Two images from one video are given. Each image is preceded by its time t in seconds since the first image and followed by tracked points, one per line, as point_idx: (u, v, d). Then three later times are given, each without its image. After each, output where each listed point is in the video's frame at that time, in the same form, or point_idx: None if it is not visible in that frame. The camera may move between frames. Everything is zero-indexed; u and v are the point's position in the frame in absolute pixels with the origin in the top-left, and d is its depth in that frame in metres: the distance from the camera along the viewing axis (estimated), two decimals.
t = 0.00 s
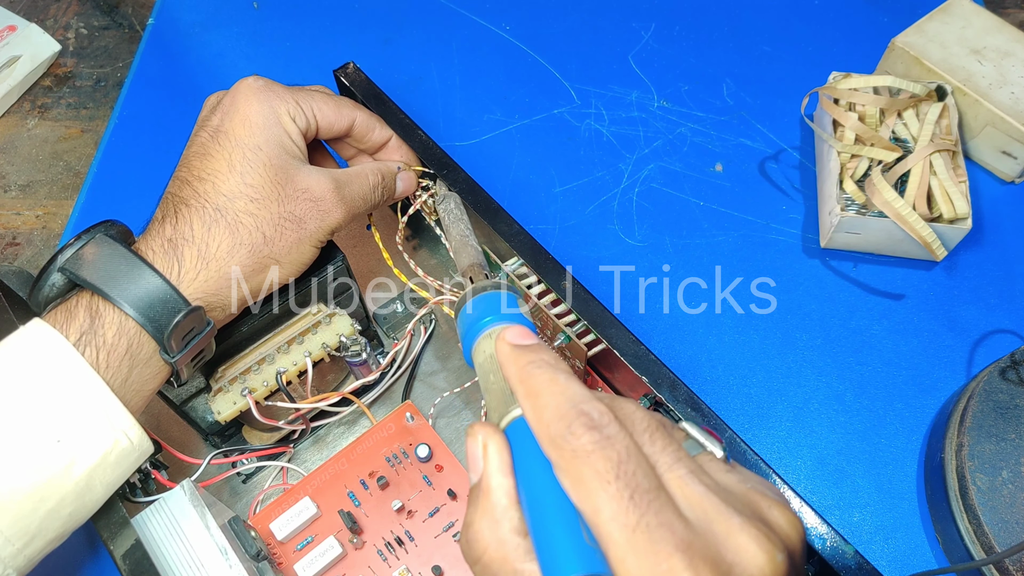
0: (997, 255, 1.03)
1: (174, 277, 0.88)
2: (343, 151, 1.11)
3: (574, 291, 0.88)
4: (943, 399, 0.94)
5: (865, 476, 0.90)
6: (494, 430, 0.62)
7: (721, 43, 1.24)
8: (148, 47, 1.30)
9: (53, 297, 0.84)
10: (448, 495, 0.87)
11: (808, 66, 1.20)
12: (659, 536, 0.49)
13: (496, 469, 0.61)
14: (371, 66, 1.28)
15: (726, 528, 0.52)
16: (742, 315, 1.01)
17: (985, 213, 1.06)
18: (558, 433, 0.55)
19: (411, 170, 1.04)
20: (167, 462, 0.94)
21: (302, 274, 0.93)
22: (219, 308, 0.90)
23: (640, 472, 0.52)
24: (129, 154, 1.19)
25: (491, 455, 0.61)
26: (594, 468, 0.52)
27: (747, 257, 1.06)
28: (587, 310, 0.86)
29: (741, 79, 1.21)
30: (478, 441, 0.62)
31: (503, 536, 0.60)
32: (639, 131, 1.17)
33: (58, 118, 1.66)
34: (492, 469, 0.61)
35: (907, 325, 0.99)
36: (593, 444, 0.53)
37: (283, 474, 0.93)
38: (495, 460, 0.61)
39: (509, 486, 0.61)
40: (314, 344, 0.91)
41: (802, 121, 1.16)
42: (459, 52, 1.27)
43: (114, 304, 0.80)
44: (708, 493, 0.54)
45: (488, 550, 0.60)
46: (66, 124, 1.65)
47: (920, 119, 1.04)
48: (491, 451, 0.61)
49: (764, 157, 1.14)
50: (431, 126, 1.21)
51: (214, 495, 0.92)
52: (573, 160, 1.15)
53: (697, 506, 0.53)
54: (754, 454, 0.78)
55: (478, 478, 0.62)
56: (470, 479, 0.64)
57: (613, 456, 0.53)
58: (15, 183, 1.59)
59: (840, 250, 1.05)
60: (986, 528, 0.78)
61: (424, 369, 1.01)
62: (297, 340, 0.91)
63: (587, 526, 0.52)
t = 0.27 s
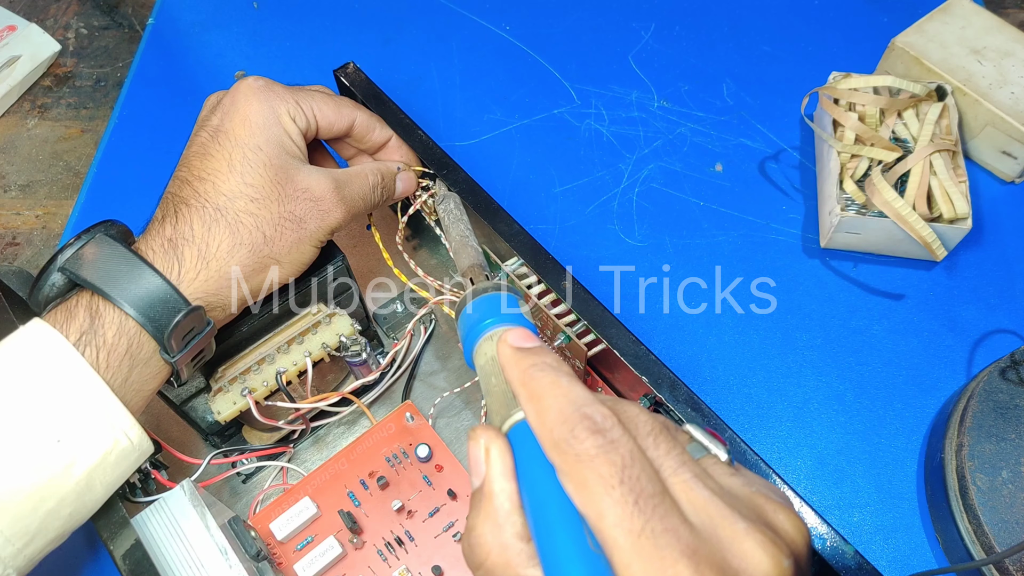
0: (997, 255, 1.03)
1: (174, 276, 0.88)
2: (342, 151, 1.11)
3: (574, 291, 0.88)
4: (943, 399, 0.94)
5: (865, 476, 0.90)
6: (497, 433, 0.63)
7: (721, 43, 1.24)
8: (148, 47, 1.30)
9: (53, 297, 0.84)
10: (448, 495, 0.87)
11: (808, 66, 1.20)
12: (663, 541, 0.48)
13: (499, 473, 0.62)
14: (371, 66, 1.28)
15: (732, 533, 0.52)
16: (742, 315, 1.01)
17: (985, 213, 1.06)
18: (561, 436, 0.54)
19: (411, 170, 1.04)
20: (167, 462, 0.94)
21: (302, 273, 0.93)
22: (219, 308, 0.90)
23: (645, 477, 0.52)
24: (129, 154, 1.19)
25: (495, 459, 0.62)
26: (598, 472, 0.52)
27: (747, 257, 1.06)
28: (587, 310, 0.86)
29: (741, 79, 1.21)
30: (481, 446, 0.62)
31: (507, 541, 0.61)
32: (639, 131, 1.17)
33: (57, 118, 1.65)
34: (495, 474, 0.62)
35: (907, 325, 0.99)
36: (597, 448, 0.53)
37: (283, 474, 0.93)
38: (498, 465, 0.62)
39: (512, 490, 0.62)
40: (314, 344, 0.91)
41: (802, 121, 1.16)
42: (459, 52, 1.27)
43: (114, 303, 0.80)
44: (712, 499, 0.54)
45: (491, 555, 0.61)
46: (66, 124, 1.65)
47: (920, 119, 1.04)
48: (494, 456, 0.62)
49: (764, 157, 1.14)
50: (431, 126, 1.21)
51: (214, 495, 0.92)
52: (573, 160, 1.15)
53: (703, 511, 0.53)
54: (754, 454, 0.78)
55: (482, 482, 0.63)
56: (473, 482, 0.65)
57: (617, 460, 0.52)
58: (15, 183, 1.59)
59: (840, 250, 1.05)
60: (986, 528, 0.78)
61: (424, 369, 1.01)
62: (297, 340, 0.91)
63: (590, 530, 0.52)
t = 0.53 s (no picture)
0: (996, 255, 1.03)
1: (174, 277, 0.88)
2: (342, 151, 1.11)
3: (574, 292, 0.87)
4: (943, 399, 0.94)
5: (865, 476, 0.90)
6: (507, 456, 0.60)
7: (721, 43, 1.24)
8: (148, 47, 1.30)
9: (53, 297, 0.84)
10: (449, 495, 0.87)
11: (807, 66, 1.20)
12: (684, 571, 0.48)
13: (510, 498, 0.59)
14: (371, 66, 1.28)
15: (757, 562, 0.52)
16: (742, 315, 1.01)
17: (985, 213, 1.06)
18: (576, 460, 0.53)
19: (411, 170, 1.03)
20: (167, 462, 0.94)
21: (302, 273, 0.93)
22: (219, 308, 0.90)
23: (665, 504, 0.52)
24: (129, 154, 1.20)
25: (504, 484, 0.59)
26: (615, 497, 0.51)
27: (747, 257, 1.06)
28: (587, 310, 0.86)
29: (741, 79, 1.21)
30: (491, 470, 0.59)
31: (519, 570, 0.58)
32: (639, 131, 1.17)
33: (57, 118, 1.65)
34: (506, 498, 0.59)
35: (906, 325, 0.99)
36: (615, 472, 0.52)
37: (283, 474, 0.93)
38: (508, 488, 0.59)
39: (523, 515, 0.59)
40: (314, 344, 0.91)
41: (802, 121, 1.16)
42: (459, 52, 1.27)
43: (114, 304, 0.80)
44: (734, 525, 0.54)
45: None
46: (66, 124, 1.65)
47: (920, 119, 1.04)
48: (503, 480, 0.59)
49: (764, 157, 1.14)
50: (431, 126, 1.21)
51: (214, 495, 0.92)
52: (573, 160, 1.15)
53: (725, 540, 0.53)
54: (754, 454, 0.77)
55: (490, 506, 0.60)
56: (481, 507, 0.61)
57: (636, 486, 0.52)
58: (15, 183, 1.59)
59: (840, 250, 1.05)
60: (986, 528, 0.78)
61: (424, 369, 1.01)
62: (297, 340, 0.91)
63: (606, 555, 0.52)
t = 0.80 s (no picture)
0: (997, 255, 1.03)
1: (167, 276, 0.87)
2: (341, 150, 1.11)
3: (574, 292, 0.87)
4: (943, 399, 0.94)
5: (865, 476, 0.90)
6: (525, 486, 0.58)
7: (721, 43, 1.24)
8: (148, 47, 1.30)
9: (47, 298, 0.83)
10: (449, 495, 0.87)
11: (807, 66, 1.20)
12: None
13: (528, 530, 0.57)
14: (371, 66, 1.28)
15: None
16: (742, 315, 1.01)
17: (985, 213, 1.06)
18: (601, 491, 0.52)
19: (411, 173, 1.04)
20: (167, 462, 0.94)
21: (301, 272, 0.93)
22: (213, 308, 0.89)
23: (699, 540, 0.50)
24: (129, 154, 1.20)
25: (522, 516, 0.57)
26: (645, 533, 0.49)
27: (747, 256, 1.06)
28: (587, 310, 0.86)
29: (741, 79, 1.21)
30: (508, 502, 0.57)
31: None
32: (639, 131, 1.17)
33: (57, 118, 1.66)
34: (524, 530, 0.57)
35: (906, 325, 0.99)
36: (643, 506, 0.50)
37: (283, 474, 0.93)
38: (526, 520, 0.57)
39: (542, 549, 0.56)
40: (314, 344, 0.92)
41: (802, 121, 1.16)
42: (458, 52, 1.27)
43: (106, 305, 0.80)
44: (772, 560, 0.52)
45: None
46: (66, 124, 1.65)
47: (920, 120, 1.04)
48: (522, 512, 0.57)
49: (764, 157, 1.14)
50: (431, 126, 1.21)
51: (214, 495, 0.92)
52: (573, 160, 1.15)
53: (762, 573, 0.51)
54: (754, 454, 0.77)
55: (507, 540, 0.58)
56: (496, 539, 0.59)
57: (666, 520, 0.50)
58: (15, 183, 1.59)
59: (840, 250, 1.05)
60: (986, 528, 0.78)
61: (423, 369, 1.01)
62: (297, 340, 0.91)
63: None
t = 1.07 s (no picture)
0: (997, 255, 1.03)
1: (125, 271, 0.86)
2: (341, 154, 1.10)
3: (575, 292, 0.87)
4: (943, 399, 0.94)
5: (865, 476, 0.90)
6: (518, 472, 0.58)
7: (721, 43, 1.24)
8: (148, 47, 1.30)
9: (18, 299, 0.82)
10: (449, 495, 0.87)
11: (807, 66, 1.20)
12: None
13: (523, 518, 0.57)
14: (371, 66, 1.28)
15: None
16: (742, 315, 1.01)
17: (985, 213, 1.06)
18: (599, 478, 0.53)
19: (410, 169, 1.02)
20: (166, 462, 0.94)
21: (298, 270, 0.90)
22: (177, 304, 0.87)
23: (699, 525, 0.51)
24: (129, 154, 1.20)
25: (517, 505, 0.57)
26: (647, 520, 0.50)
27: (746, 256, 1.06)
28: (587, 310, 0.86)
29: (741, 79, 1.21)
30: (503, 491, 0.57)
31: None
32: (639, 131, 1.17)
33: (57, 118, 1.65)
34: (519, 519, 0.57)
35: (906, 325, 0.99)
36: (643, 491, 0.52)
37: (283, 474, 0.93)
38: (521, 508, 0.57)
39: (537, 537, 0.57)
40: (314, 344, 0.92)
41: (802, 121, 1.16)
42: (458, 52, 1.27)
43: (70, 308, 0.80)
44: (775, 544, 0.53)
45: None
46: (66, 124, 1.65)
47: (920, 120, 1.04)
48: (517, 501, 0.57)
49: (764, 157, 1.14)
50: (431, 126, 1.21)
51: (214, 495, 0.92)
52: (573, 161, 1.15)
53: (762, 558, 0.52)
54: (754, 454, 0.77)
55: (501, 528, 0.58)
56: (490, 528, 0.59)
57: (663, 502, 0.51)
58: (15, 183, 1.59)
59: (840, 250, 1.05)
60: (986, 528, 0.78)
61: (423, 369, 1.01)
62: (297, 340, 0.91)
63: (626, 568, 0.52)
